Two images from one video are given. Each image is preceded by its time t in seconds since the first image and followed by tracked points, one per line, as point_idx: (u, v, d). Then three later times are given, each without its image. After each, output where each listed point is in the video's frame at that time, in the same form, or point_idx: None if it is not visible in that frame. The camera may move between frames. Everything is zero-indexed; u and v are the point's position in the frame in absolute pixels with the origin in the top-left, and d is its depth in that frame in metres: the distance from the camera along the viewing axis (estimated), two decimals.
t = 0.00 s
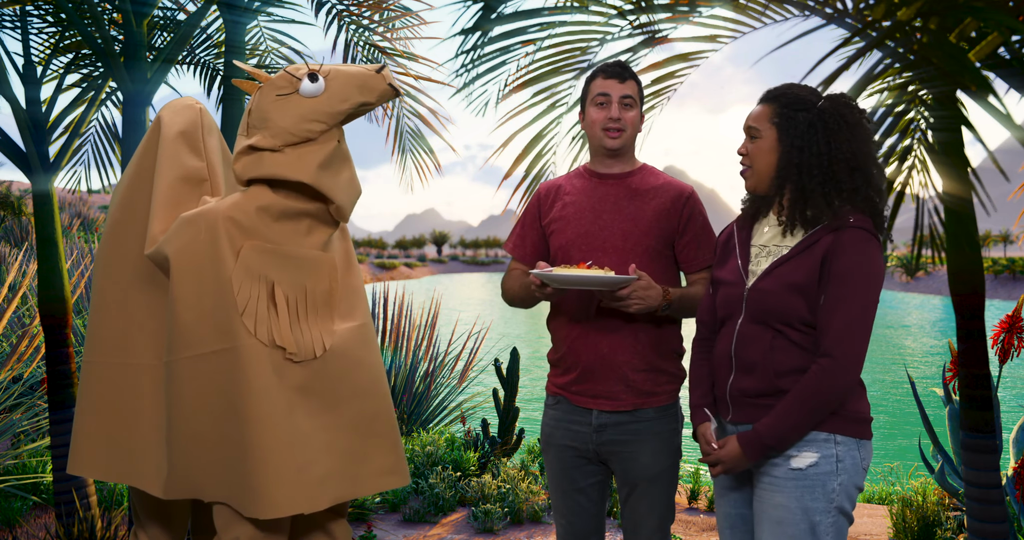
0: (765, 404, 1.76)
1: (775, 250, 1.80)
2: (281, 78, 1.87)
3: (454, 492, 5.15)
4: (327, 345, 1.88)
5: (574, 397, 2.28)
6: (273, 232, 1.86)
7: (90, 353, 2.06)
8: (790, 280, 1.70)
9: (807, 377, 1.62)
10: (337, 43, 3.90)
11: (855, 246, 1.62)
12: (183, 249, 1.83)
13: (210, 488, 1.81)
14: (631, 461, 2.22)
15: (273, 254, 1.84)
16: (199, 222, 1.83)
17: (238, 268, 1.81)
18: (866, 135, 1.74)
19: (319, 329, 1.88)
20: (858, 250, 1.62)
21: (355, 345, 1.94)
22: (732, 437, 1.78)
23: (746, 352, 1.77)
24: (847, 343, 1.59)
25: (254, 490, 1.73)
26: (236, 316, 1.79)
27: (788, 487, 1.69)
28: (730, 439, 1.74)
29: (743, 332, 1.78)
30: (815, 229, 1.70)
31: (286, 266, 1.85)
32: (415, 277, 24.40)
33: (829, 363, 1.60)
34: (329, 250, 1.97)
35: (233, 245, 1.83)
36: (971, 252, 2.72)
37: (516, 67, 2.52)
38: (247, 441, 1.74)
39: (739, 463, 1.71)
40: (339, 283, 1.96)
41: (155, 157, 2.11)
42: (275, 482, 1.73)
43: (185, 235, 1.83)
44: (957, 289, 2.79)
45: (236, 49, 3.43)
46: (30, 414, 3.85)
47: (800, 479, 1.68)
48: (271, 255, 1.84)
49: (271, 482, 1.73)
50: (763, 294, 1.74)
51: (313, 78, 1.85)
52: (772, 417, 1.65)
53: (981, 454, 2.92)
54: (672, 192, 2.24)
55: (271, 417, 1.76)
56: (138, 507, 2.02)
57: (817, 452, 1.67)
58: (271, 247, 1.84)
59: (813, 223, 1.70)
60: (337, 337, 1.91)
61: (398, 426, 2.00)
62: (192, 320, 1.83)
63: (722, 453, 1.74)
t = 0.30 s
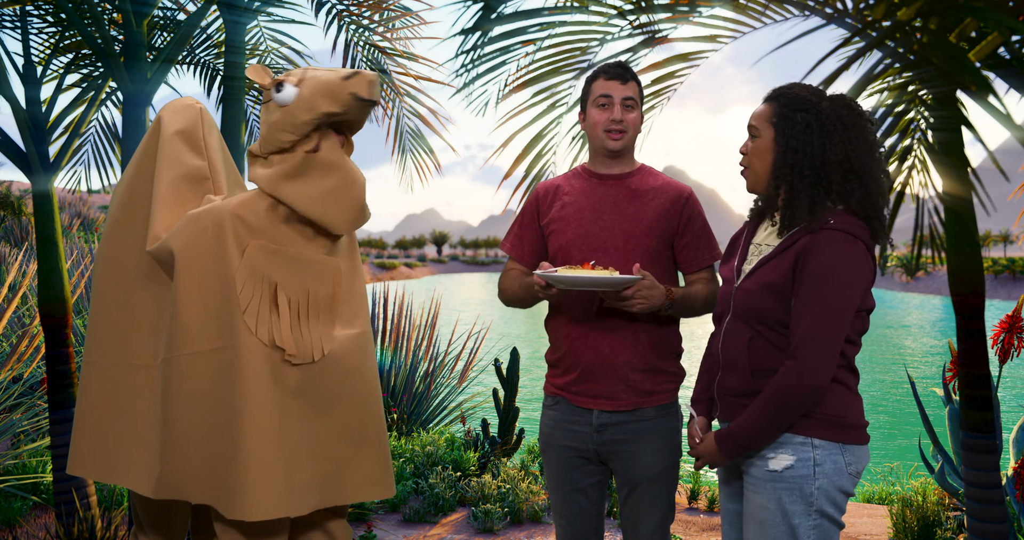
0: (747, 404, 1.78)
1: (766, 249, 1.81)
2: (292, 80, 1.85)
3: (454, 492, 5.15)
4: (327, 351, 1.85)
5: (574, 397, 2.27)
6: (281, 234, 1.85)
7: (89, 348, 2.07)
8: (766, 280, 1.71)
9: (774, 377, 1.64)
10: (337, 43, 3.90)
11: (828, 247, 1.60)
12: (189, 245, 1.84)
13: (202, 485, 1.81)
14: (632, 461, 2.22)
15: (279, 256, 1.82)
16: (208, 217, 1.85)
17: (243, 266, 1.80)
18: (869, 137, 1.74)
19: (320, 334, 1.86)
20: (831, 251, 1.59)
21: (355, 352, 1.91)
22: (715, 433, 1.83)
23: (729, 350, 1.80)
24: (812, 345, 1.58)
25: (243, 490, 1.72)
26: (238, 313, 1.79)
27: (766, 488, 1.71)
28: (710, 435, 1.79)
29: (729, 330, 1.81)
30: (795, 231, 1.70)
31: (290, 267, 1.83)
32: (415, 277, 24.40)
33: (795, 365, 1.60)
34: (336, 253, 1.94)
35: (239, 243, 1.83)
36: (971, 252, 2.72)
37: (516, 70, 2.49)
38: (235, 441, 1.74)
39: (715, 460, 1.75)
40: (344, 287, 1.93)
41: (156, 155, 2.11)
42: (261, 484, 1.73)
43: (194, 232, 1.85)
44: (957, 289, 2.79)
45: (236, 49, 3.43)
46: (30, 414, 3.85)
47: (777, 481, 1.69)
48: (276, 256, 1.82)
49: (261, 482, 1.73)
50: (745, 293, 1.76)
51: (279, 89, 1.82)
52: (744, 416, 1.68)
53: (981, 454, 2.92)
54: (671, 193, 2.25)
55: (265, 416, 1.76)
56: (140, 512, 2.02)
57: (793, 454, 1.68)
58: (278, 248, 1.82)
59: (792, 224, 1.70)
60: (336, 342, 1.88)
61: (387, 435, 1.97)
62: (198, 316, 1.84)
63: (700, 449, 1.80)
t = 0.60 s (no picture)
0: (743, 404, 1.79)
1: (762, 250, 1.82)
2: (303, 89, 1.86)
3: (454, 492, 5.15)
4: (319, 359, 1.85)
5: (573, 398, 2.27)
6: (281, 240, 1.86)
7: (88, 345, 2.07)
8: (755, 281, 1.72)
9: (765, 378, 1.64)
10: (337, 43, 3.89)
11: (817, 246, 1.60)
12: (190, 245, 1.85)
13: (189, 485, 1.81)
14: (632, 461, 2.22)
15: (278, 262, 1.82)
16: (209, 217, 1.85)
17: (239, 269, 1.80)
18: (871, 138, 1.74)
19: (313, 342, 1.86)
20: (820, 251, 1.59)
21: (348, 361, 1.91)
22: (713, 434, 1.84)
23: (723, 352, 1.80)
24: (801, 345, 1.58)
25: (220, 493, 1.72)
26: (232, 315, 1.79)
27: (761, 489, 1.72)
28: (707, 436, 1.80)
29: (723, 332, 1.81)
30: (784, 232, 1.70)
31: (285, 273, 1.83)
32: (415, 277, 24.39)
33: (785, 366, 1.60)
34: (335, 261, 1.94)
35: (237, 244, 1.83)
36: (971, 253, 2.72)
37: (516, 71, 2.48)
38: (223, 442, 1.74)
39: (712, 461, 1.76)
40: (341, 296, 1.92)
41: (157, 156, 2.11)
42: (245, 486, 1.73)
43: (196, 232, 1.85)
44: (957, 289, 2.79)
45: (236, 49, 3.43)
46: (30, 414, 3.85)
47: (772, 482, 1.69)
48: (274, 261, 1.83)
49: (238, 486, 1.73)
50: (737, 295, 1.76)
51: (284, 91, 1.84)
52: (737, 418, 1.69)
53: (981, 455, 2.92)
54: (669, 192, 2.25)
55: (249, 420, 1.76)
56: (140, 512, 2.02)
57: (787, 455, 1.68)
58: (275, 253, 1.83)
59: (783, 226, 1.71)
60: (332, 351, 1.88)
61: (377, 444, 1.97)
62: (197, 316, 1.85)
63: (698, 450, 1.81)
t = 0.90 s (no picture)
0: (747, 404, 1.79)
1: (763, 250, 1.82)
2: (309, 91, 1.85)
3: (454, 492, 5.15)
4: (320, 359, 1.85)
5: (572, 398, 2.27)
6: (283, 241, 1.86)
7: (89, 344, 2.07)
8: (758, 281, 1.72)
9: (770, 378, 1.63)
10: (337, 43, 3.89)
11: (818, 241, 1.61)
12: (192, 244, 1.85)
13: (188, 485, 1.81)
14: (630, 460, 2.22)
15: (279, 263, 1.82)
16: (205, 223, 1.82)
17: (240, 269, 1.80)
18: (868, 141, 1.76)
19: (314, 342, 1.85)
20: (820, 246, 1.60)
21: (348, 363, 1.91)
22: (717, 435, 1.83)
23: (726, 353, 1.80)
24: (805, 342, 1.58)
25: (221, 490, 1.72)
26: (233, 316, 1.79)
27: (767, 489, 1.71)
28: (711, 438, 1.79)
29: (725, 332, 1.81)
30: (785, 226, 1.70)
31: (286, 274, 1.83)
32: (415, 277, 24.39)
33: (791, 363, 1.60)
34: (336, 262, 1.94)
35: (238, 245, 1.83)
36: (971, 253, 2.72)
37: (516, 71, 2.48)
38: (222, 442, 1.74)
39: (717, 462, 1.76)
40: (341, 297, 1.92)
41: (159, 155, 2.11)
42: (244, 486, 1.73)
43: (197, 231, 1.85)
44: (957, 289, 2.79)
45: (236, 49, 3.43)
46: (30, 414, 3.85)
47: (777, 481, 1.69)
48: (275, 262, 1.82)
49: (236, 485, 1.72)
50: (739, 295, 1.76)
51: (289, 93, 1.84)
52: (742, 418, 1.68)
53: (981, 455, 2.92)
54: (667, 192, 2.25)
55: (249, 419, 1.76)
56: (140, 511, 2.02)
57: (792, 454, 1.68)
58: (276, 254, 1.83)
59: (785, 220, 1.71)
60: (331, 352, 1.88)
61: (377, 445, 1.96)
62: (198, 315, 1.85)
63: (702, 452, 1.80)
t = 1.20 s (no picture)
0: (755, 404, 1.78)
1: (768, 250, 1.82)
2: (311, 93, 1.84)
3: (454, 492, 5.15)
4: (321, 360, 1.85)
5: (571, 398, 2.27)
6: (283, 240, 1.86)
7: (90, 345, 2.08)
8: (773, 281, 1.71)
9: (787, 378, 1.63)
10: (337, 42, 3.89)
11: (835, 240, 1.61)
12: (195, 241, 1.85)
13: (190, 485, 1.82)
14: (629, 460, 2.22)
15: (280, 263, 1.82)
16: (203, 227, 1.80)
17: (242, 269, 1.81)
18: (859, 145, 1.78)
19: (315, 343, 1.85)
20: (837, 245, 1.60)
21: (348, 364, 1.90)
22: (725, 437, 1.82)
23: (736, 354, 1.80)
24: (825, 340, 1.58)
25: (222, 489, 1.73)
26: (234, 316, 1.79)
27: (778, 489, 1.71)
28: (722, 439, 1.78)
29: (734, 333, 1.81)
30: (802, 223, 1.70)
31: (288, 275, 1.83)
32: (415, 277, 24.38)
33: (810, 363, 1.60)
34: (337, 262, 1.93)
35: (240, 246, 1.83)
36: (971, 252, 2.72)
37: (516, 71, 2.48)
38: (222, 443, 1.74)
39: (729, 464, 1.75)
40: (343, 296, 1.91)
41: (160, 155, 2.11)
42: (244, 487, 1.73)
43: (199, 231, 1.86)
44: (957, 289, 2.79)
45: (236, 49, 3.43)
46: (30, 414, 3.85)
47: (789, 481, 1.69)
48: (277, 262, 1.82)
49: (236, 485, 1.72)
50: (749, 293, 1.76)
51: (290, 95, 1.82)
52: (756, 418, 1.67)
53: (981, 455, 2.92)
54: (668, 192, 2.25)
55: (249, 420, 1.76)
56: (140, 512, 2.02)
57: (805, 454, 1.67)
58: (278, 254, 1.82)
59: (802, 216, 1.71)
60: (332, 353, 1.87)
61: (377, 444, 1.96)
62: (200, 315, 1.86)
63: (712, 454, 1.79)
